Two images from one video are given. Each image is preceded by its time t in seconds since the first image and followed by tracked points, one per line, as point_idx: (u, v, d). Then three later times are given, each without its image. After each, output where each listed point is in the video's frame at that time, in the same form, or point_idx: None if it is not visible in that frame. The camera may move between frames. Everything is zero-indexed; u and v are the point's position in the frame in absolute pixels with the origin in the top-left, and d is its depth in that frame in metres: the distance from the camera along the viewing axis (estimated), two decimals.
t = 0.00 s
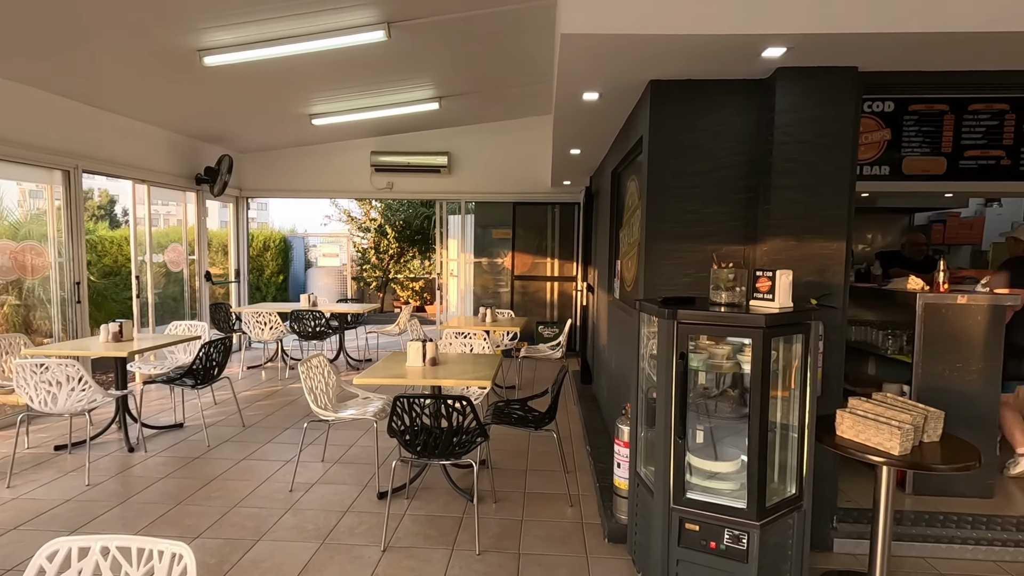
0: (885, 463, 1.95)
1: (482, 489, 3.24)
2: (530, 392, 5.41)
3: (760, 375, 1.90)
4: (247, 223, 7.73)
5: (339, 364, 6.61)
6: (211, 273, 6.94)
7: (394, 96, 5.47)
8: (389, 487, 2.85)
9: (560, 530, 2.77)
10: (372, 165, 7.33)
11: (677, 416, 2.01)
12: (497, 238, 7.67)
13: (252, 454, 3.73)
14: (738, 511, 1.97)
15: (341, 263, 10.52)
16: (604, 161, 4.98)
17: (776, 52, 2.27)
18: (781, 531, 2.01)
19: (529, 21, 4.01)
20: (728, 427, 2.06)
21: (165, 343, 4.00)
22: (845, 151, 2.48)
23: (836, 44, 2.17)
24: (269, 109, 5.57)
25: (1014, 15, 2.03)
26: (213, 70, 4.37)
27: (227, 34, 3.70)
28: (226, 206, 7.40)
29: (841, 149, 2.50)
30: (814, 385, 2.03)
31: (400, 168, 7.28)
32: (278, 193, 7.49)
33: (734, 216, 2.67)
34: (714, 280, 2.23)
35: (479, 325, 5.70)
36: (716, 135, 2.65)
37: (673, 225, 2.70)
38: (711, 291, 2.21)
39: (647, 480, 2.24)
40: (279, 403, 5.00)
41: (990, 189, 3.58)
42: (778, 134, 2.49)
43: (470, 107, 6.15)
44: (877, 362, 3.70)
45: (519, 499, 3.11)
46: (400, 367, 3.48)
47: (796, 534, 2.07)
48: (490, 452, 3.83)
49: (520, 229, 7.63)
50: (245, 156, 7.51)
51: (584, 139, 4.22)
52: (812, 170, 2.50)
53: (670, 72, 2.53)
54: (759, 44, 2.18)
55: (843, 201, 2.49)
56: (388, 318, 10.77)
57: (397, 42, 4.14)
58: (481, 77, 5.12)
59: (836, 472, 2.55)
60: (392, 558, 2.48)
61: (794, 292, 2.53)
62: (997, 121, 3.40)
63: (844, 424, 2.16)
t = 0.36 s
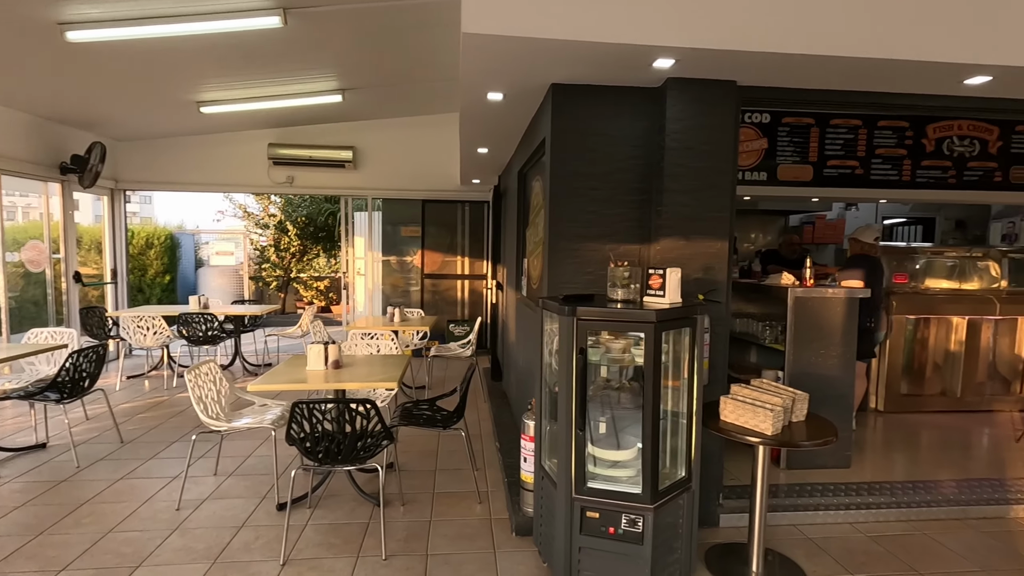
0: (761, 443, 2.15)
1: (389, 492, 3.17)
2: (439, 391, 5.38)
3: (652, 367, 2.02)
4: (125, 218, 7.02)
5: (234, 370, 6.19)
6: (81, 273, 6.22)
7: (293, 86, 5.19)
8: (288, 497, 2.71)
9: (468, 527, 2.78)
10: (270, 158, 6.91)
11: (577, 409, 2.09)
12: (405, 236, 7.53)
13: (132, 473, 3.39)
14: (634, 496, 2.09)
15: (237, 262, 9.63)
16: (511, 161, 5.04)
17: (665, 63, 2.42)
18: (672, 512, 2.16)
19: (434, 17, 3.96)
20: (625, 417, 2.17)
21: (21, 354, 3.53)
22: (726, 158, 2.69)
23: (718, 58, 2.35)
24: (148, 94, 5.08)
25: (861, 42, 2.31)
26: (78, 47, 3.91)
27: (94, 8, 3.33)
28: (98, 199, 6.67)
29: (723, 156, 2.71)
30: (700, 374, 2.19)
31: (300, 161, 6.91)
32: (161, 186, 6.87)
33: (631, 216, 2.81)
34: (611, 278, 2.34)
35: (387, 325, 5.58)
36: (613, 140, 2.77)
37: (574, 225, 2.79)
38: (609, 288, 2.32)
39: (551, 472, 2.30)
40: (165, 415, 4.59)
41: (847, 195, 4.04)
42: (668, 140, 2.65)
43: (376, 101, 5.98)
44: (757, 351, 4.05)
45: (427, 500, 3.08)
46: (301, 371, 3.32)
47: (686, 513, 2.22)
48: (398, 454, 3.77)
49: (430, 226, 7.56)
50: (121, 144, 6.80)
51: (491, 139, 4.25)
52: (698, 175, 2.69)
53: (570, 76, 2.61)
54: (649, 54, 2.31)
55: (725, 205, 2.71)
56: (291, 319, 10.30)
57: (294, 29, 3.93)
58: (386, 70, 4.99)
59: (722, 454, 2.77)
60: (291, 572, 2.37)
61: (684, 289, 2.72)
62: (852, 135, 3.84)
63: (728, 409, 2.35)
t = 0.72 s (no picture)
0: (658, 430, 2.26)
1: (295, 501, 3.04)
2: (353, 392, 5.22)
3: (554, 361, 2.07)
4: None
5: (122, 379, 5.67)
6: None
7: (184, 71, 4.80)
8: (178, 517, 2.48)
9: (378, 531, 2.72)
10: (160, 147, 6.27)
11: (482, 406, 2.11)
12: (316, 232, 7.23)
13: None
14: (539, 489, 2.13)
15: (126, 261, 8.86)
16: (423, 155, 4.96)
17: (567, 63, 2.47)
18: (577, 501, 2.22)
19: (338, 4, 3.80)
20: (529, 411, 2.21)
21: None
22: (626, 158, 2.80)
23: (615, 61, 2.43)
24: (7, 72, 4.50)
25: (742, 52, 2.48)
26: None
27: None
28: None
29: (623, 155, 2.81)
30: (601, 366, 2.28)
31: (196, 151, 6.32)
32: (30, 176, 6.13)
33: (537, 214, 2.86)
34: (515, 275, 2.35)
35: (296, 325, 5.32)
36: (519, 137, 2.80)
37: (481, 222, 2.80)
38: (514, 286, 2.33)
39: (458, 470, 2.30)
40: (36, 432, 4.12)
41: (740, 193, 4.33)
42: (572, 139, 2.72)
43: (280, 89, 5.66)
44: (661, 341, 4.25)
45: (336, 506, 2.98)
46: (193, 379, 3.09)
47: (590, 501, 2.30)
48: (306, 461, 3.61)
49: (342, 222, 7.29)
50: None
51: (400, 133, 4.15)
52: (600, 173, 2.77)
53: (475, 72, 2.60)
54: (550, 54, 2.35)
55: (625, 203, 2.81)
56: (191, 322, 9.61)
57: (181, 9, 3.62)
58: (288, 57, 4.74)
59: (626, 441, 2.90)
60: None
61: (588, 284, 2.80)
62: (744, 138, 4.12)
63: (628, 398, 2.45)
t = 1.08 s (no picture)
0: (584, 420, 2.32)
1: (214, 512, 2.88)
2: (278, 395, 5.00)
3: (480, 356, 2.08)
4: None
5: (16, 391, 5.16)
6: None
7: (80, 53, 4.40)
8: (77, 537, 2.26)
9: (305, 537, 2.63)
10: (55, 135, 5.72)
11: (409, 404, 2.08)
12: (237, 228, 6.87)
13: None
14: (467, 484, 2.13)
15: (18, 260, 8.06)
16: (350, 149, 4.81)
17: (491, 58, 2.47)
18: (506, 494, 2.25)
19: None
20: (457, 407, 2.21)
21: None
22: (552, 154, 2.84)
23: (538, 57, 2.46)
24: None
25: (659, 53, 2.57)
26: None
27: None
28: None
29: (549, 151, 2.84)
30: (529, 360, 2.30)
31: (97, 141, 5.81)
32: None
33: (465, 209, 2.85)
34: (442, 271, 2.35)
35: (215, 327, 5.03)
36: (445, 132, 2.77)
37: (408, 217, 2.76)
38: (440, 282, 2.33)
39: (386, 470, 2.27)
40: None
41: (664, 189, 4.50)
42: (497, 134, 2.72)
43: (193, 76, 5.31)
44: (591, 334, 4.35)
45: (259, 514, 2.85)
46: (94, 388, 2.85)
47: (520, 494, 2.33)
48: (226, 469, 3.43)
49: (265, 218, 6.96)
50: None
51: (325, 125, 4.00)
52: (527, 169, 2.80)
53: (398, 64, 2.55)
54: (474, 49, 2.34)
55: (552, 198, 2.85)
56: (97, 326, 8.87)
57: None
58: (201, 42, 4.45)
59: (555, 433, 2.95)
60: None
61: (516, 279, 2.82)
62: (667, 136, 4.28)
63: (556, 391, 2.50)
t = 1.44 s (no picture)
0: (528, 412, 2.35)
1: (141, 525, 2.72)
2: (211, 399, 4.77)
3: (422, 352, 2.06)
4: None
5: None
6: None
7: None
8: None
9: (243, 545, 2.53)
10: None
11: (350, 403, 2.04)
12: (161, 224, 6.47)
13: None
14: (412, 481, 2.12)
15: None
16: (283, 141, 4.63)
17: (429, 51, 2.44)
18: (451, 488, 2.25)
19: None
20: (400, 404, 2.18)
21: None
22: (492, 148, 2.84)
23: (477, 51, 2.45)
24: None
25: (595, 50, 2.62)
26: None
27: None
28: None
29: (489, 146, 2.85)
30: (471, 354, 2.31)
31: None
32: None
33: (405, 203, 2.81)
34: (382, 266, 2.31)
35: (139, 329, 4.73)
36: (383, 125, 2.72)
37: (345, 212, 2.69)
38: (380, 277, 2.29)
39: (327, 472, 2.21)
40: None
41: (603, 184, 4.60)
42: (437, 128, 2.70)
43: (107, 61, 4.94)
44: (534, 327, 4.40)
45: (192, 525, 2.72)
46: None
47: (465, 488, 2.33)
48: (154, 480, 3.24)
49: (192, 213, 6.60)
50: None
51: (255, 116, 3.83)
52: (467, 163, 2.79)
53: (332, 54, 2.47)
54: (410, 40, 2.30)
55: (493, 192, 2.86)
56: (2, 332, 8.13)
57: None
58: (115, 24, 4.14)
59: (500, 425, 2.97)
60: None
61: (459, 274, 2.82)
62: (605, 132, 4.37)
63: (500, 384, 2.52)
